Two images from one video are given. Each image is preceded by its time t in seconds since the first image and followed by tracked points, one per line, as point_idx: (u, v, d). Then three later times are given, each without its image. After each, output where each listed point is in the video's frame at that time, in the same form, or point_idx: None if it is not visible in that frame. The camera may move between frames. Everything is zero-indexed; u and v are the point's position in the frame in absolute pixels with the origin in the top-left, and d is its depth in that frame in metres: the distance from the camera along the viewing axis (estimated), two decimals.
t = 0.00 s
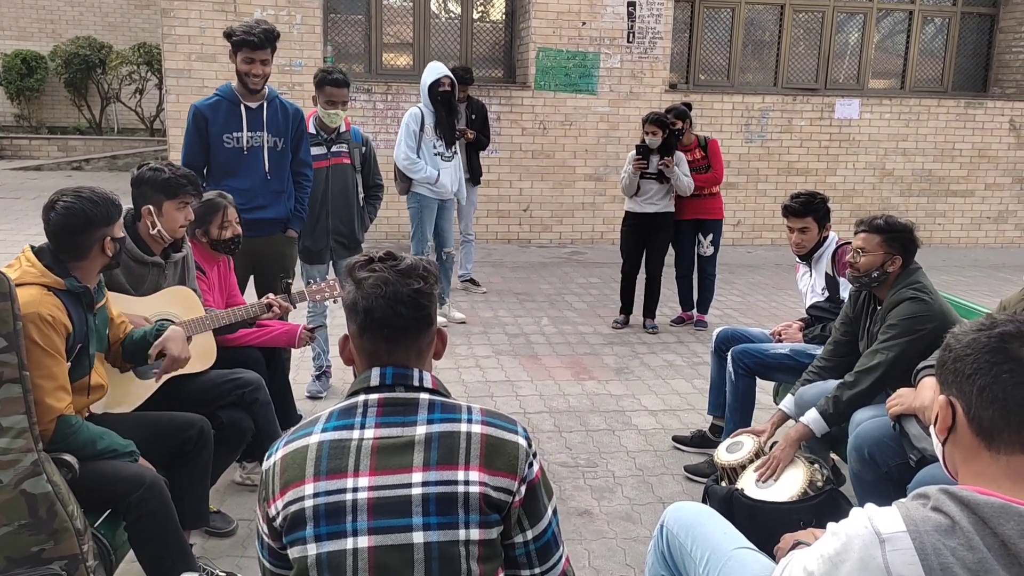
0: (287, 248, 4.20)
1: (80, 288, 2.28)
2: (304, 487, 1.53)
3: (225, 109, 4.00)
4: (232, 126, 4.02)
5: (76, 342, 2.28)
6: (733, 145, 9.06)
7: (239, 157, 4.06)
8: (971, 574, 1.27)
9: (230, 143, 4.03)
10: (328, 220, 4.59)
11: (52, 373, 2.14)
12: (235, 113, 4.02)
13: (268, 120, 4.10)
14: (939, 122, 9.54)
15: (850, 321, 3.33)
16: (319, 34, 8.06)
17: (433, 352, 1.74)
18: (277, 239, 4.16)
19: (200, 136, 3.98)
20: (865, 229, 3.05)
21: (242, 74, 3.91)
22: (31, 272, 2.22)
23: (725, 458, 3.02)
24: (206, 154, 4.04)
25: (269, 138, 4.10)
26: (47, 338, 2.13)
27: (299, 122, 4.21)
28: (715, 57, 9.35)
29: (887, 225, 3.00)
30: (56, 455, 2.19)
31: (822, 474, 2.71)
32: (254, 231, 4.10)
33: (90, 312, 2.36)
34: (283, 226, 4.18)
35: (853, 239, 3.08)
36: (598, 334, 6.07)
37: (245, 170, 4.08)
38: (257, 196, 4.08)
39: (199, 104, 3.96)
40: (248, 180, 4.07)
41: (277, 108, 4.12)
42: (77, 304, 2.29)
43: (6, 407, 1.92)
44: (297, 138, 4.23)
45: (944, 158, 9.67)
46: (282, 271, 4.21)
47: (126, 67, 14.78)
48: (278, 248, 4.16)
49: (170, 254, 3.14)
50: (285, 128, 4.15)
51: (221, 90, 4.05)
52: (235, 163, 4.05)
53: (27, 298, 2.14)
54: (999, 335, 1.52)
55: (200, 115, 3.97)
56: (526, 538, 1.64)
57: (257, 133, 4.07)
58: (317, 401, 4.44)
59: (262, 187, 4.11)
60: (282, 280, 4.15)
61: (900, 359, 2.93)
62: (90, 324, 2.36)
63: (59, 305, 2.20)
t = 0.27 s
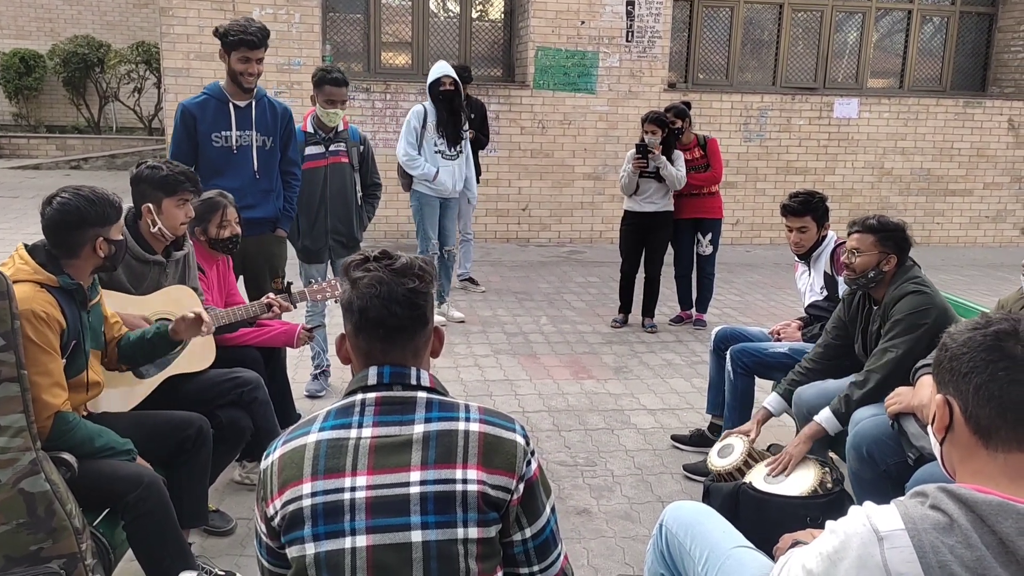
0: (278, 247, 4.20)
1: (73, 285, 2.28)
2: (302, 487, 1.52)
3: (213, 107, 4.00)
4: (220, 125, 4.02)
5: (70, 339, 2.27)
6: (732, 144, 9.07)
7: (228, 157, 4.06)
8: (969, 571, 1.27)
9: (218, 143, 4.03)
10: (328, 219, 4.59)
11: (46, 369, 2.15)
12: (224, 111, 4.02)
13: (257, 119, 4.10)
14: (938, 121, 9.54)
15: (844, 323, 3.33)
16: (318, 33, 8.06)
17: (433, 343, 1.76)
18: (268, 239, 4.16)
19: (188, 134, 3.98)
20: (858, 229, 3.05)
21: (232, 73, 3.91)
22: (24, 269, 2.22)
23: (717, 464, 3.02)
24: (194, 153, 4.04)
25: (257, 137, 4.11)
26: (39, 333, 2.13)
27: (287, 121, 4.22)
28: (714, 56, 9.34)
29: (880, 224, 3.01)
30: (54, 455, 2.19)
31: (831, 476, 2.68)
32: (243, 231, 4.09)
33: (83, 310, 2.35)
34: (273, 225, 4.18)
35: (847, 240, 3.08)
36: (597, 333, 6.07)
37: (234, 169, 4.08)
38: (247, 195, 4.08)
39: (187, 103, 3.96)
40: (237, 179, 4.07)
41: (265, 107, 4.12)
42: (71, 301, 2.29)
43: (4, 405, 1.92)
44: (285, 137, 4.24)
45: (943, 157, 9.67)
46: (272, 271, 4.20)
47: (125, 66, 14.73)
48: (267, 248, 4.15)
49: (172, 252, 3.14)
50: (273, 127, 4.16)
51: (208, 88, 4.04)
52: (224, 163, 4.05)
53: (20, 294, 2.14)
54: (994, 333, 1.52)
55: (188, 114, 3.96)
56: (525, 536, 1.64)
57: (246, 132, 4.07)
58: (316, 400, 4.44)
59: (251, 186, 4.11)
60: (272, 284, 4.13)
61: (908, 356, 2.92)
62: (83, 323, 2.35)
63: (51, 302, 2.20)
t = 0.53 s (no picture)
0: (273, 246, 4.20)
1: (78, 287, 2.28)
2: (305, 484, 1.53)
3: (207, 106, 4.00)
4: (214, 124, 4.03)
5: (72, 340, 2.27)
6: (732, 143, 9.07)
7: (222, 156, 4.07)
8: (967, 568, 1.27)
9: (213, 141, 4.04)
10: (328, 217, 4.60)
11: (43, 367, 2.16)
12: (218, 110, 4.02)
13: (251, 117, 4.11)
14: (938, 120, 9.54)
15: (843, 318, 3.33)
16: (318, 31, 8.06)
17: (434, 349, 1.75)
18: (264, 238, 4.16)
19: (183, 133, 3.97)
20: (859, 226, 3.06)
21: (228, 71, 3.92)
22: (33, 268, 2.24)
23: (717, 462, 3.03)
24: (189, 152, 4.04)
25: (253, 136, 4.11)
26: (39, 332, 2.14)
27: (281, 119, 4.23)
28: (715, 54, 9.34)
29: (882, 220, 3.01)
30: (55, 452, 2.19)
31: (830, 474, 2.68)
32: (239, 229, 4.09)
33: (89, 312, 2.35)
34: (268, 224, 4.18)
35: (848, 236, 3.09)
36: (597, 331, 6.08)
37: (229, 168, 4.08)
38: (242, 194, 4.09)
39: (181, 102, 3.95)
40: (232, 178, 4.08)
41: (259, 105, 4.13)
42: (76, 302, 2.29)
43: (6, 403, 1.93)
44: (279, 136, 4.25)
45: (943, 156, 9.68)
46: (269, 269, 4.20)
47: (125, 64, 14.71)
48: (264, 246, 4.16)
49: (174, 253, 3.16)
50: (268, 126, 4.17)
51: (201, 86, 4.04)
52: (219, 161, 4.06)
53: (26, 291, 2.16)
54: (991, 331, 1.53)
55: (182, 113, 3.96)
56: (527, 535, 1.65)
57: (241, 131, 4.08)
58: (317, 398, 4.44)
59: (247, 185, 4.12)
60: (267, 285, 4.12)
61: (903, 355, 2.93)
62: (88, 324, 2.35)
63: (56, 302, 2.21)
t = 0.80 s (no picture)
0: (276, 245, 4.20)
1: (82, 282, 2.28)
2: (309, 481, 1.53)
3: (210, 105, 4.00)
4: (217, 123, 4.03)
5: (75, 334, 2.28)
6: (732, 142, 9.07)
7: (225, 155, 4.07)
8: (966, 566, 1.28)
9: (216, 141, 4.04)
10: (328, 217, 4.59)
11: (52, 359, 2.16)
12: (220, 110, 4.03)
13: (253, 117, 4.12)
14: (939, 119, 9.54)
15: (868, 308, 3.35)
16: (319, 31, 8.06)
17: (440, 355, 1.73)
18: (267, 237, 4.16)
19: (185, 132, 3.97)
20: (898, 215, 3.06)
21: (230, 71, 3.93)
22: (37, 262, 2.24)
23: (718, 461, 3.03)
24: (191, 152, 4.03)
25: (254, 135, 4.12)
26: (46, 324, 2.14)
27: (282, 119, 4.24)
28: (715, 54, 9.34)
29: (921, 213, 3.02)
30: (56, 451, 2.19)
31: (830, 474, 2.67)
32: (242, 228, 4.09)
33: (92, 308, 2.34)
34: (272, 223, 4.19)
35: (884, 225, 3.09)
36: (597, 331, 6.08)
37: (231, 168, 4.08)
38: (245, 193, 4.09)
39: (183, 101, 3.94)
40: (235, 177, 4.07)
41: (261, 105, 4.14)
42: (79, 297, 2.28)
43: (7, 402, 1.93)
44: (280, 135, 4.27)
45: (944, 156, 9.68)
46: (273, 268, 4.19)
47: (126, 63, 14.70)
48: (267, 245, 4.16)
49: (174, 253, 3.16)
50: (270, 125, 4.18)
51: (203, 86, 4.04)
52: (221, 161, 4.06)
53: (29, 285, 2.16)
54: (989, 330, 1.53)
55: (184, 112, 3.96)
56: (530, 536, 1.65)
57: (243, 130, 4.08)
58: (317, 398, 4.45)
59: (249, 184, 4.12)
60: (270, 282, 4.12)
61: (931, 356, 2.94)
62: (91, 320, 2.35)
63: (59, 295, 2.20)
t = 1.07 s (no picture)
0: (286, 243, 4.22)
1: (92, 291, 2.28)
2: (325, 470, 1.54)
3: (219, 106, 4.01)
4: (226, 124, 4.03)
5: (79, 338, 2.26)
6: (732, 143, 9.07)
7: (235, 155, 4.08)
8: (964, 565, 1.28)
9: (225, 141, 4.04)
10: (329, 216, 4.60)
11: (50, 360, 2.15)
12: (230, 110, 4.04)
13: (262, 117, 4.12)
14: (938, 120, 9.55)
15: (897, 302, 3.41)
16: (319, 31, 8.06)
17: (467, 360, 1.74)
18: (277, 236, 4.17)
19: (196, 133, 3.97)
20: (941, 215, 3.13)
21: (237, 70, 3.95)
22: (51, 266, 2.26)
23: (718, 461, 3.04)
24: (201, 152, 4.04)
25: (264, 135, 4.13)
26: (52, 324, 2.13)
27: (291, 118, 4.25)
28: (715, 55, 9.35)
29: (962, 212, 3.11)
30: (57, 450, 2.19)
31: (830, 473, 2.67)
32: (253, 228, 4.10)
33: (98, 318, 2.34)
34: (281, 222, 4.19)
35: (929, 227, 3.13)
36: (598, 331, 6.08)
37: (242, 168, 4.10)
38: (255, 193, 4.10)
39: (193, 102, 3.96)
40: (245, 177, 4.08)
41: (270, 104, 4.15)
42: (87, 305, 2.27)
43: (9, 401, 1.94)
44: (289, 135, 4.27)
45: (943, 156, 9.68)
46: (281, 265, 4.24)
47: (126, 63, 14.69)
48: (276, 244, 4.17)
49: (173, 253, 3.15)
50: (279, 125, 4.18)
51: (213, 86, 4.05)
52: (231, 162, 4.07)
53: (38, 287, 2.16)
54: (986, 330, 1.54)
55: (194, 113, 3.97)
56: (541, 543, 1.65)
57: (252, 131, 4.09)
58: (318, 398, 4.45)
59: (259, 184, 4.13)
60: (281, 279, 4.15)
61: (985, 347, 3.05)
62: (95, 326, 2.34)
63: (70, 299, 2.21)
